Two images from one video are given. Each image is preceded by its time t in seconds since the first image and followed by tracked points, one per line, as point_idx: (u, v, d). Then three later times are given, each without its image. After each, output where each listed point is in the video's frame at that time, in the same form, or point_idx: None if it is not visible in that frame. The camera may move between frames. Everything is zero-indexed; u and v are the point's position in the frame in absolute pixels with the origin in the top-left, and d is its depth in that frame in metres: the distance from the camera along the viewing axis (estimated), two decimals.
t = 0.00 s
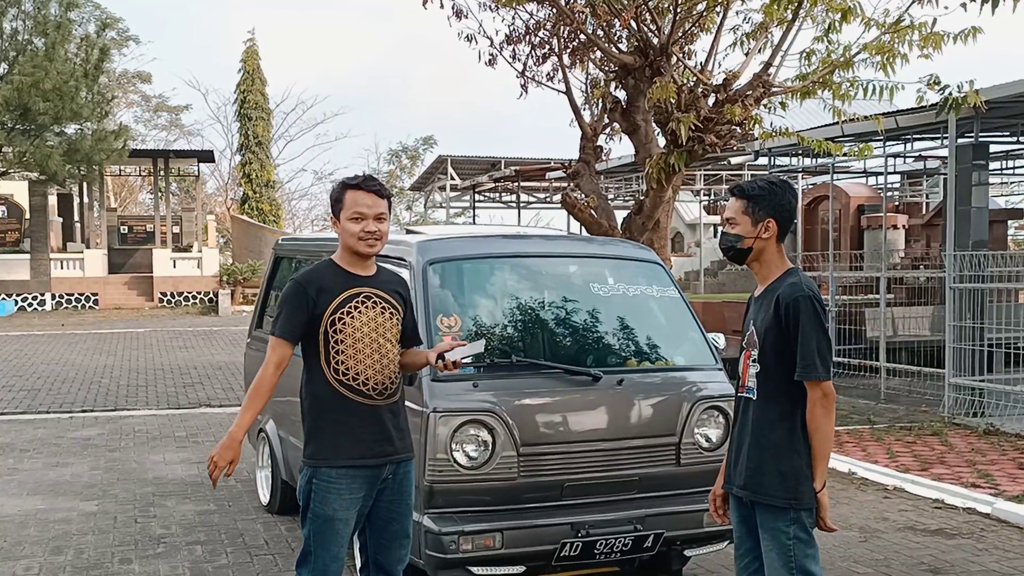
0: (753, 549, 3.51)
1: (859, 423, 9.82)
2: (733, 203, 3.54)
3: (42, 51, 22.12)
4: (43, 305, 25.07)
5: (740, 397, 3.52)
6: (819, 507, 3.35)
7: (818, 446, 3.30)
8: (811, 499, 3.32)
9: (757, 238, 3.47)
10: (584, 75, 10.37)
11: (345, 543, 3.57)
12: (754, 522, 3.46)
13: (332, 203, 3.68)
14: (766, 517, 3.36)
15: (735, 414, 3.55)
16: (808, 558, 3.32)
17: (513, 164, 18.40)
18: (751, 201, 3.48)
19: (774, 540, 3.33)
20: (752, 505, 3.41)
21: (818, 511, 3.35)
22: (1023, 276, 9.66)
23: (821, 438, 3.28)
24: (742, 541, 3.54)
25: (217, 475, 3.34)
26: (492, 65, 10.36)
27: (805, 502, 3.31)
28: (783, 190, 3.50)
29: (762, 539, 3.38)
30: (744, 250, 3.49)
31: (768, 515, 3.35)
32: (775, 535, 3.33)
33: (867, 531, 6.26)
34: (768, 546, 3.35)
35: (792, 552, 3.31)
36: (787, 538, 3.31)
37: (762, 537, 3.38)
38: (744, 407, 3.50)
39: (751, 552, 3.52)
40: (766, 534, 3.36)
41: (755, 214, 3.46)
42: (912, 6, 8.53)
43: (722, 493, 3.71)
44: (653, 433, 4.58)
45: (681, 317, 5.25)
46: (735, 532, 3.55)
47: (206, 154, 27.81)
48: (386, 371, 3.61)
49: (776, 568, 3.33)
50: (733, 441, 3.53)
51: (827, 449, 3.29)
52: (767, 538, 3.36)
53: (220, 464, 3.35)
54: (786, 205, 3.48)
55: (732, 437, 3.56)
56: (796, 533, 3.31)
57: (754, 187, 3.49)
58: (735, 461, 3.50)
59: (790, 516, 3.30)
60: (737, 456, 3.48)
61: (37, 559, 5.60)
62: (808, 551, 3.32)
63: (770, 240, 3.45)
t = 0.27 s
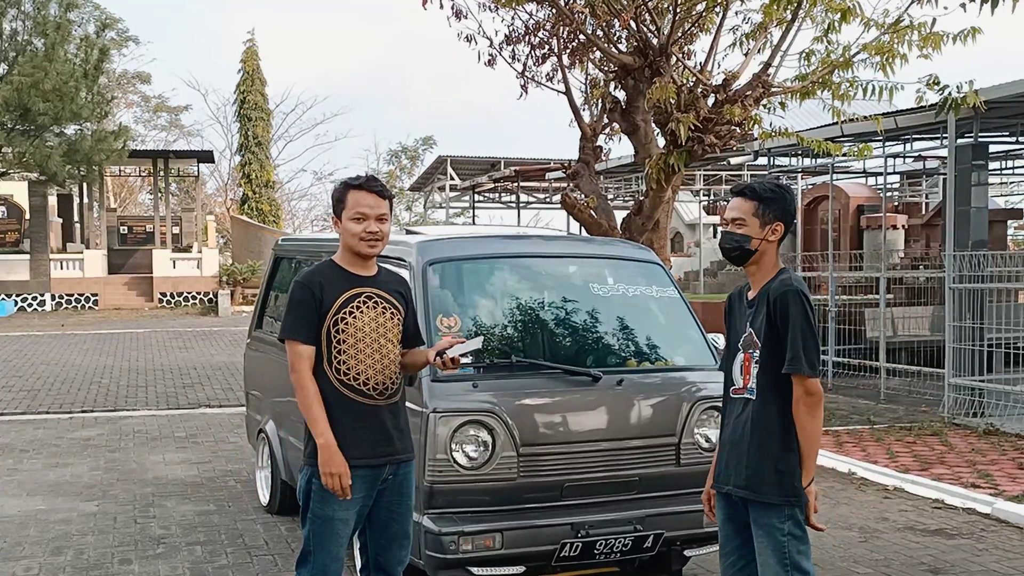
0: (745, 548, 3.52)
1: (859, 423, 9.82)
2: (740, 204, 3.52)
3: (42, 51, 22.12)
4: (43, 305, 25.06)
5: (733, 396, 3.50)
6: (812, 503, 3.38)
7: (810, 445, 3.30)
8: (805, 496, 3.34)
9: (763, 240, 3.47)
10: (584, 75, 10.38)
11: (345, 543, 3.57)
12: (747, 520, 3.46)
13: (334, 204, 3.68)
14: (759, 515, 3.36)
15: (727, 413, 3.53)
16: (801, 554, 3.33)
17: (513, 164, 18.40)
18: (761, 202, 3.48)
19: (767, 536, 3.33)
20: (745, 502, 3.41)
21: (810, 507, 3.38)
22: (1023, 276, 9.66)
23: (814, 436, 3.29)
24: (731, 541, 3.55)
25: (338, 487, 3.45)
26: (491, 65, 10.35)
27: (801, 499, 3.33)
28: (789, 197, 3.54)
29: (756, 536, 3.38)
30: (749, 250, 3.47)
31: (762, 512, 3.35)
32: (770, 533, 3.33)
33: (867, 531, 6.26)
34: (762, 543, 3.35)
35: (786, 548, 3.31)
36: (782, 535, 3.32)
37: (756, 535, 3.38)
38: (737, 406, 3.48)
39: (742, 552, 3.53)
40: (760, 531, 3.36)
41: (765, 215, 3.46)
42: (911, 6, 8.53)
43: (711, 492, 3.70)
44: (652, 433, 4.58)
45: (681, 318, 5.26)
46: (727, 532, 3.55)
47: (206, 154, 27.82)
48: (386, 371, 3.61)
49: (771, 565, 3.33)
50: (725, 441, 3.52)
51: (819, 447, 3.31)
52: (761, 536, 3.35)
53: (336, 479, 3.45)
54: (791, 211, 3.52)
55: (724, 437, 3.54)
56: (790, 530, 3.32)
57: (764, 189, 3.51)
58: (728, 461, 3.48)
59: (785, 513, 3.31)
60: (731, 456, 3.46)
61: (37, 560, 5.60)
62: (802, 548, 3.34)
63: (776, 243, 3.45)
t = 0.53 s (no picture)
0: (745, 548, 3.54)
1: (858, 425, 9.83)
2: (739, 202, 3.53)
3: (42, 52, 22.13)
4: (42, 306, 25.05)
5: (730, 397, 3.49)
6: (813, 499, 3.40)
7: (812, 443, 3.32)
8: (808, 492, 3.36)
9: (762, 239, 3.47)
10: (583, 77, 10.39)
11: (350, 544, 3.57)
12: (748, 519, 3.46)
13: (336, 203, 3.67)
14: (762, 512, 3.36)
15: (723, 414, 3.52)
16: (802, 551, 3.35)
17: (512, 165, 18.41)
18: (761, 202, 3.50)
19: (771, 533, 3.34)
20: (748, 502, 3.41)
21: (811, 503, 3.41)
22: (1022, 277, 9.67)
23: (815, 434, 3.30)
24: (731, 541, 3.56)
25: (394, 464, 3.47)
26: (491, 67, 10.36)
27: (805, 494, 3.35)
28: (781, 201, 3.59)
29: (757, 534, 3.38)
30: (750, 249, 3.45)
31: (765, 510, 3.35)
32: (772, 530, 3.34)
33: (866, 533, 6.26)
34: (764, 540, 3.35)
35: (789, 544, 3.33)
36: (784, 531, 3.33)
37: (759, 533, 3.38)
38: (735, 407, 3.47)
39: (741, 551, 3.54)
40: (763, 529, 3.36)
41: (765, 216, 3.49)
42: (910, 8, 8.55)
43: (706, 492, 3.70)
44: (652, 435, 4.59)
45: (681, 319, 5.26)
46: (728, 531, 3.56)
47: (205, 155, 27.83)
48: (391, 371, 3.63)
49: (771, 562, 3.34)
50: (724, 442, 3.51)
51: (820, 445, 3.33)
52: (764, 533, 3.35)
53: (391, 456, 3.46)
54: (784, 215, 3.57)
55: (721, 438, 3.53)
56: (793, 526, 3.34)
57: (762, 190, 3.54)
58: (729, 462, 3.47)
59: (789, 509, 3.33)
60: (732, 457, 3.45)
61: (36, 561, 5.60)
62: (803, 543, 3.36)
63: (773, 242, 3.47)
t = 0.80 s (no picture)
0: (751, 546, 3.55)
1: (858, 427, 9.83)
2: (728, 205, 3.55)
3: (42, 54, 22.13)
4: (42, 308, 25.05)
5: (733, 401, 3.46)
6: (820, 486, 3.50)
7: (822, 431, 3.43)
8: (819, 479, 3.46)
9: (754, 240, 3.51)
10: (583, 79, 10.39)
11: (353, 545, 3.57)
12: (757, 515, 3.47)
13: (345, 202, 3.65)
14: (779, 505, 3.38)
15: (723, 419, 3.49)
16: (812, 542, 3.41)
17: (512, 167, 18.42)
18: (750, 204, 3.54)
19: (786, 525, 3.37)
20: (760, 500, 3.42)
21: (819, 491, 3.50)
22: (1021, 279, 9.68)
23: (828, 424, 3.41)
24: (738, 543, 3.57)
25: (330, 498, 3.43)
26: (490, 69, 10.37)
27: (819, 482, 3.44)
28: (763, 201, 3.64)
29: (770, 529, 3.40)
30: (746, 251, 3.46)
31: (780, 504, 3.37)
32: (788, 522, 3.37)
33: (866, 535, 6.27)
34: (780, 533, 3.38)
35: (803, 534, 3.38)
36: (799, 522, 3.38)
37: (775, 529, 3.39)
38: (740, 410, 3.44)
39: (747, 547, 3.56)
40: (780, 524, 3.38)
41: (756, 219, 3.53)
42: (910, 10, 8.55)
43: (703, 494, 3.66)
44: (651, 437, 4.59)
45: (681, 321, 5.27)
46: (735, 531, 3.55)
47: (205, 157, 27.83)
48: (395, 373, 3.64)
49: (785, 554, 3.37)
50: (730, 445, 3.46)
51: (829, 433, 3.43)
52: (781, 527, 3.38)
53: (327, 489, 3.42)
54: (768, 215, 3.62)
55: (724, 440, 3.48)
56: (806, 517, 3.39)
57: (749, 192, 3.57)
58: (738, 464, 3.43)
59: (805, 500, 3.38)
60: (743, 458, 3.42)
61: (36, 562, 5.60)
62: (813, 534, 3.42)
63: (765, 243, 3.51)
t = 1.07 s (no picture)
0: (760, 548, 3.56)
1: (858, 430, 9.83)
2: (727, 206, 3.58)
3: (43, 56, 22.15)
4: (42, 310, 25.06)
5: (742, 403, 3.46)
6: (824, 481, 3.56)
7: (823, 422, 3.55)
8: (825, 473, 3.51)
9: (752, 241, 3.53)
10: (583, 82, 10.40)
11: (353, 547, 3.57)
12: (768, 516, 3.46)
13: (352, 205, 3.64)
14: (793, 503, 3.39)
15: (733, 422, 3.48)
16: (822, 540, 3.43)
17: (512, 170, 18.43)
18: (750, 205, 3.57)
19: (799, 524, 3.38)
20: (772, 500, 3.43)
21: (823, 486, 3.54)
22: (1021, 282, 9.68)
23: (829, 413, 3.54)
24: (747, 544, 3.57)
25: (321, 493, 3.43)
26: (490, 71, 10.38)
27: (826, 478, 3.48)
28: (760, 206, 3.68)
29: (783, 528, 3.40)
30: (745, 251, 3.47)
31: (792, 503, 3.39)
32: (801, 519, 3.38)
33: (867, 537, 6.26)
34: (793, 533, 3.38)
35: (815, 532, 3.40)
36: (811, 520, 3.39)
37: (789, 529, 3.39)
38: (750, 411, 3.45)
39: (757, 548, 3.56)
40: (794, 523, 3.39)
41: (754, 221, 3.57)
42: (910, 13, 8.56)
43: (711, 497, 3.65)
44: (652, 440, 4.59)
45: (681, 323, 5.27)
46: (745, 532, 3.54)
47: (205, 160, 27.85)
48: (395, 376, 3.63)
49: (798, 553, 3.37)
50: (742, 446, 3.45)
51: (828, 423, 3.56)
52: (795, 526, 3.38)
53: (321, 488, 3.43)
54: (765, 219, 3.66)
55: (735, 442, 3.48)
56: (818, 515, 3.41)
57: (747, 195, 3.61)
58: (751, 465, 3.43)
59: (816, 497, 3.41)
60: (755, 460, 3.42)
61: (36, 565, 5.60)
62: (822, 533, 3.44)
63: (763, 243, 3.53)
